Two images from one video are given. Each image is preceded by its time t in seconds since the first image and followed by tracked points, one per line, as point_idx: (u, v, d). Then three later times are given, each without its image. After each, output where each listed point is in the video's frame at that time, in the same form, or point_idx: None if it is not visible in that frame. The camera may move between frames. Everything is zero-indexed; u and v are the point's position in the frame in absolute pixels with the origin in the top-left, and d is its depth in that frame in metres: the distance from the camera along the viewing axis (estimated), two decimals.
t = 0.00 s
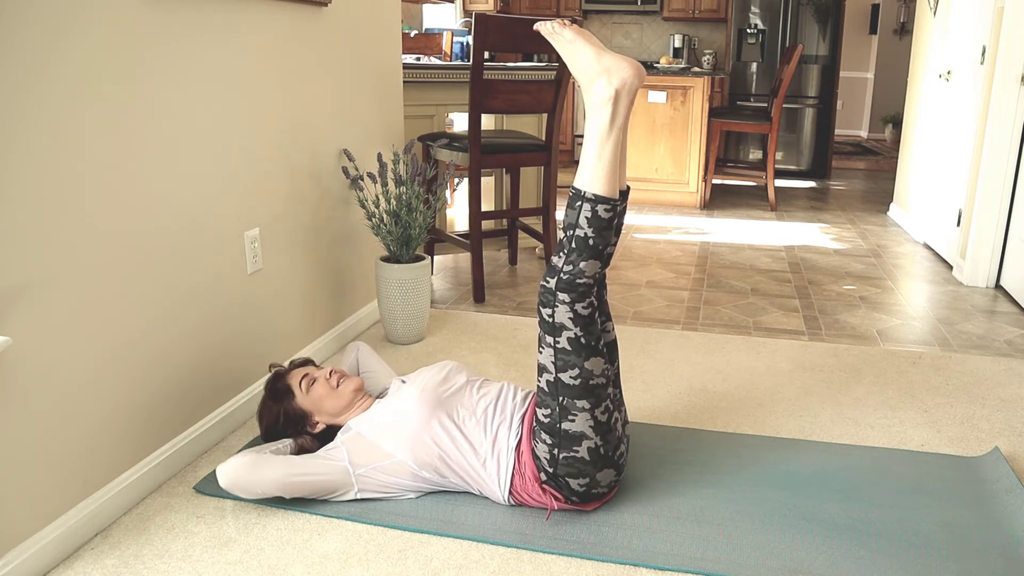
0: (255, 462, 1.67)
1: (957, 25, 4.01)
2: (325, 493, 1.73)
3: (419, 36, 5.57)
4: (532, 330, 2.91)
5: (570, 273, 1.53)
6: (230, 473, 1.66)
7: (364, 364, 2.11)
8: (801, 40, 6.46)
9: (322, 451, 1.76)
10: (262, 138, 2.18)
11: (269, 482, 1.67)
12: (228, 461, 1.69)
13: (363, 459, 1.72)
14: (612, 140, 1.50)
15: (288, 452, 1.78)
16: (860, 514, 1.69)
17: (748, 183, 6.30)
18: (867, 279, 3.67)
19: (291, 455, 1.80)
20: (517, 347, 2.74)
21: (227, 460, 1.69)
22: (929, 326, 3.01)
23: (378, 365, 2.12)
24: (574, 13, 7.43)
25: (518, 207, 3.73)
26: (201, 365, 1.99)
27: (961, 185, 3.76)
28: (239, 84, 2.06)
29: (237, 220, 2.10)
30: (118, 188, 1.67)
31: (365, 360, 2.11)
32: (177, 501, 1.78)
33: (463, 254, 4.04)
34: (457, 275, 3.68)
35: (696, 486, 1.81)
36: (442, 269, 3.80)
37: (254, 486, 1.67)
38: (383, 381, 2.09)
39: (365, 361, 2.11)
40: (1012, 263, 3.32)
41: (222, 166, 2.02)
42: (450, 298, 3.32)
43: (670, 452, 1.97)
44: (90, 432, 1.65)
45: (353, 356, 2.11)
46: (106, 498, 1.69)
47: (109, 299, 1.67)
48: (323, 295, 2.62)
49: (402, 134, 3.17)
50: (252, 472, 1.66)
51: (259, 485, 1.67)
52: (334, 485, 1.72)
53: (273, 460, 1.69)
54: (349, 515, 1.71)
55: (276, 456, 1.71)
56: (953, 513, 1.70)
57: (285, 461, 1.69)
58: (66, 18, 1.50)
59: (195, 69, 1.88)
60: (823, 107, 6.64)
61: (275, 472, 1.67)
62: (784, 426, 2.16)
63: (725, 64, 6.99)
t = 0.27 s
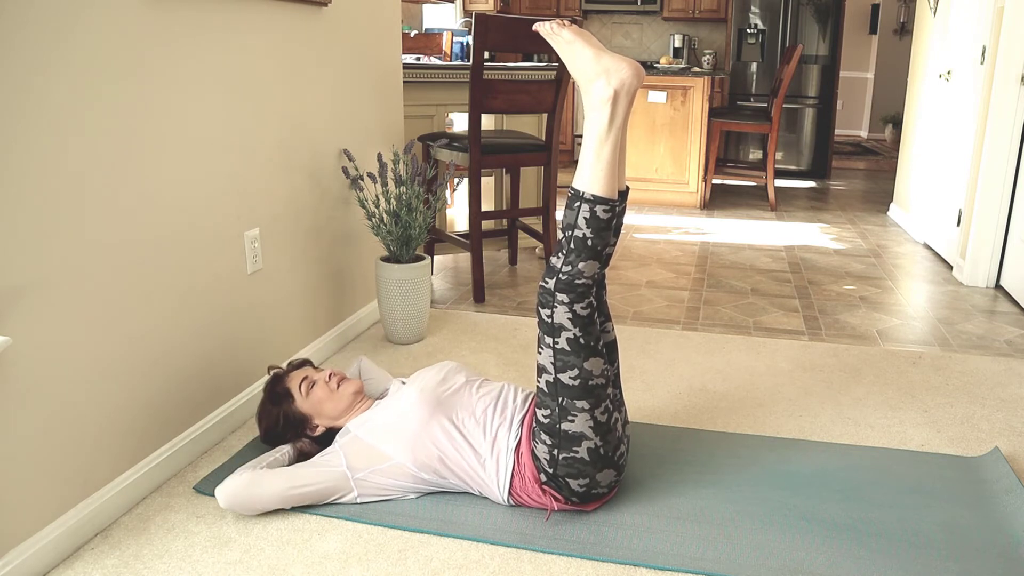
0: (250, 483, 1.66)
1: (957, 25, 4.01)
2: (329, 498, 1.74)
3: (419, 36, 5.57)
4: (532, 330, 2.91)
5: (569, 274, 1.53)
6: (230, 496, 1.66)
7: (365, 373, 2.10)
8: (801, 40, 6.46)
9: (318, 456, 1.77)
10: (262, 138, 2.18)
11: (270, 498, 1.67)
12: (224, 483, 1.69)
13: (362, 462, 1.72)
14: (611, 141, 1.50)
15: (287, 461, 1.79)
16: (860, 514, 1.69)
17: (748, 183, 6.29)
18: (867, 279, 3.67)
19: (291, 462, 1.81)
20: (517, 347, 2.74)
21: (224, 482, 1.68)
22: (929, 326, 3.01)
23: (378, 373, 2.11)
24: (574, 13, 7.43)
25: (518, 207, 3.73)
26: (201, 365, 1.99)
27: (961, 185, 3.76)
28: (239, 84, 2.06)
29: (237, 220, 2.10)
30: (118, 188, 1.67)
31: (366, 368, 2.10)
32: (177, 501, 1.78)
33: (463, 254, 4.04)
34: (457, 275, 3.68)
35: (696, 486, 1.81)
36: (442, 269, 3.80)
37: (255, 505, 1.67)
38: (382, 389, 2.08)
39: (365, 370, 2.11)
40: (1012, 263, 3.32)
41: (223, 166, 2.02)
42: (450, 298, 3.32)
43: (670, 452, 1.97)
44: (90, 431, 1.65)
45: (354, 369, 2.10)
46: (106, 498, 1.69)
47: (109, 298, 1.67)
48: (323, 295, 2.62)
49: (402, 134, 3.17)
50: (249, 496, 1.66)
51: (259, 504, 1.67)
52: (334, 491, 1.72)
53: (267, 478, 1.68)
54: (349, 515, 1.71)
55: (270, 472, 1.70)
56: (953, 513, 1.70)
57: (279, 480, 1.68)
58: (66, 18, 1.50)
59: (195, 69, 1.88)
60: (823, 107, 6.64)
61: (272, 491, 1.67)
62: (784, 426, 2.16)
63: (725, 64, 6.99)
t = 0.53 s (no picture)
0: (249, 488, 1.66)
1: (957, 25, 4.01)
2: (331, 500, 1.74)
3: (419, 36, 5.57)
4: (532, 330, 2.91)
5: (570, 275, 1.53)
6: (230, 500, 1.66)
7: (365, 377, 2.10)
8: (801, 40, 6.46)
9: (317, 457, 1.77)
10: (262, 138, 2.18)
11: (271, 502, 1.67)
12: (224, 489, 1.69)
13: (361, 463, 1.72)
14: (612, 142, 1.50)
15: (286, 463, 1.79)
16: (860, 514, 1.69)
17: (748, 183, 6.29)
18: (867, 279, 3.67)
19: (291, 463, 1.81)
20: (517, 347, 2.74)
21: (224, 487, 1.68)
22: (929, 326, 3.01)
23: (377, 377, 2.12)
24: (574, 13, 7.43)
25: (518, 206, 3.73)
26: (201, 365, 1.99)
27: (961, 185, 3.76)
28: (239, 84, 2.06)
29: (237, 220, 2.10)
30: (118, 188, 1.67)
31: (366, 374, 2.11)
32: (177, 501, 1.78)
33: (463, 254, 4.04)
34: (457, 275, 3.68)
35: (696, 486, 1.81)
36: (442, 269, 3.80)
37: (255, 510, 1.67)
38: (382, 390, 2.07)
39: (366, 375, 2.11)
40: (1012, 263, 3.32)
41: (223, 166, 2.02)
42: (450, 298, 3.32)
43: (670, 452, 1.97)
44: (90, 431, 1.65)
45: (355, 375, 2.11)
46: (106, 498, 1.69)
47: (110, 297, 1.67)
48: (322, 295, 2.62)
49: (402, 134, 3.17)
50: (246, 501, 1.66)
51: (260, 509, 1.67)
52: (333, 493, 1.72)
53: (265, 483, 1.68)
54: (349, 515, 1.71)
55: (270, 476, 1.70)
56: (953, 513, 1.70)
57: (276, 484, 1.68)
58: (66, 18, 1.50)
59: (195, 69, 1.88)
60: (823, 107, 6.64)
61: (270, 496, 1.67)
62: (784, 426, 2.16)
63: (725, 64, 6.99)
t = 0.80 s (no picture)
0: (249, 488, 1.66)
1: (957, 25, 4.01)
2: (331, 501, 1.74)
3: (419, 36, 5.57)
4: (532, 330, 2.91)
5: (571, 275, 1.53)
6: (231, 500, 1.66)
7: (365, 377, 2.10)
8: (801, 40, 6.46)
9: (317, 457, 1.77)
10: (262, 138, 2.18)
11: (271, 502, 1.67)
12: (224, 489, 1.69)
13: (361, 463, 1.72)
14: (614, 142, 1.50)
15: (286, 463, 1.79)
16: (860, 514, 1.69)
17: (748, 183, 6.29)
18: (867, 279, 3.67)
19: (291, 463, 1.80)
20: (517, 347, 2.74)
21: (224, 487, 1.68)
22: (929, 326, 3.01)
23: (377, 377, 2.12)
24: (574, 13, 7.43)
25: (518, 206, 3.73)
26: (201, 365, 1.99)
27: (961, 185, 3.76)
28: (239, 84, 2.06)
29: (236, 221, 2.10)
30: (117, 188, 1.67)
31: (366, 374, 2.11)
32: (177, 501, 1.78)
33: (463, 254, 4.04)
34: (458, 275, 3.68)
35: (696, 486, 1.81)
36: (442, 268, 3.80)
37: (255, 511, 1.67)
38: (382, 390, 2.07)
39: (366, 375, 2.11)
40: (1012, 263, 3.32)
41: (223, 166, 2.02)
42: (450, 298, 3.32)
43: (670, 452, 1.97)
44: (90, 432, 1.65)
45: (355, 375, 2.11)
46: (106, 498, 1.69)
47: (110, 297, 1.67)
48: (322, 295, 2.62)
49: (402, 134, 3.17)
50: (246, 501, 1.66)
51: (259, 509, 1.67)
52: (332, 494, 1.72)
53: (264, 484, 1.68)
54: (349, 515, 1.71)
55: (269, 476, 1.70)
56: (953, 513, 1.70)
57: (276, 485, 1.68)
58: (66, 19, 1.50)
59: (195, 69, 1.88)
60: (823, 107, 6.64)
61: (270, 496, 1.67)
62: (784, 426, 2.16)
63: (725, 64, 6.99)
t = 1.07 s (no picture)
0: (249, 488, 1.66)
1: (957, 25, 4.01)
2: (331, 501, 1.74)
3: (419, 36, 5.56)
4: (532, 330, 2.91)
5: (571, 276, 1.53)
6: (231, 500, 1.66)
7: (365, 377, 2.10)
8: (801, 40, 6.46)
9: (317, 457, 1.77)
10: (262, 138, 2.18)
11: (271, 502, 1.67)
12: (223, 489, 1.69)
13: (360, 464, 1.72)
14: (614, 142, 1.50)
15: (286, 463, 1.79)
16: (859, 514, 1.69)
17: (748, 183, 6.29)
18: (867, 279, 3.67)
19: (290, 463, 1.81)
20: (517, 347, 2.74)
21: (226, 487, 1.69)
22: (929, 326, 3.01)
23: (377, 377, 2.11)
24: (574, 13, 7.43)
25: (518, 206, 3.73)
26: (201, 365, 1.99)
27: (961, 185, 3.76)
28: (239, 84, 2.06)
29: (237, 221, 2.10)
30: (117, 188, 1.66)
31: (366, 374, 2.11)
32: (177, 501, 1.78)
33: (463, 254, 4.04)
34: (457, 275, 3.68)
35: (696, 486, 1.81)
36: (442, 268, 3.80)
37: (255, 510, 1.67)
38: (383, 390, 2.07)
39: (366, 375, 2.11)
40: (1012, 263, 3.32)
41: (223, 166, 2.02)
42: (450, 298, 3.32)
43: (670, 452, 1.97)
44: (90, 432, 1.65)
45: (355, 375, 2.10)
46: (106, 498, 1.69)
47: (110, 297, 1.67)
48: (323, 295, 2.62)
49: (402, 134, 3.17)
50: (246, 501, 1.66)
51: (259, 509, 1.67)
52: (332, 494, 1.72)
53: (264, 484, 1.68)
54: (349, 515, 1.71)
55: (269, 476, 1.70)
56: (953, 513, 1.70)
57: (276, 485, 1.68)
58: (66, 19, 1.50)
59: (195, 69, 1.88)
60: (823, 107, 6.64)
61: (270, 496, 1.67)
62: (784, 426, 2.16)
63: (725, 64, 6.99)
